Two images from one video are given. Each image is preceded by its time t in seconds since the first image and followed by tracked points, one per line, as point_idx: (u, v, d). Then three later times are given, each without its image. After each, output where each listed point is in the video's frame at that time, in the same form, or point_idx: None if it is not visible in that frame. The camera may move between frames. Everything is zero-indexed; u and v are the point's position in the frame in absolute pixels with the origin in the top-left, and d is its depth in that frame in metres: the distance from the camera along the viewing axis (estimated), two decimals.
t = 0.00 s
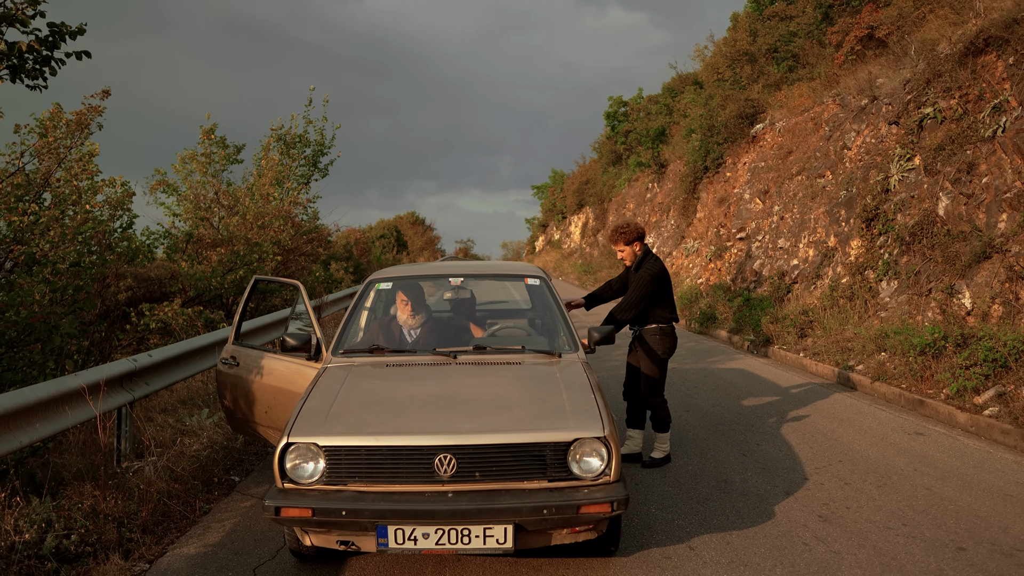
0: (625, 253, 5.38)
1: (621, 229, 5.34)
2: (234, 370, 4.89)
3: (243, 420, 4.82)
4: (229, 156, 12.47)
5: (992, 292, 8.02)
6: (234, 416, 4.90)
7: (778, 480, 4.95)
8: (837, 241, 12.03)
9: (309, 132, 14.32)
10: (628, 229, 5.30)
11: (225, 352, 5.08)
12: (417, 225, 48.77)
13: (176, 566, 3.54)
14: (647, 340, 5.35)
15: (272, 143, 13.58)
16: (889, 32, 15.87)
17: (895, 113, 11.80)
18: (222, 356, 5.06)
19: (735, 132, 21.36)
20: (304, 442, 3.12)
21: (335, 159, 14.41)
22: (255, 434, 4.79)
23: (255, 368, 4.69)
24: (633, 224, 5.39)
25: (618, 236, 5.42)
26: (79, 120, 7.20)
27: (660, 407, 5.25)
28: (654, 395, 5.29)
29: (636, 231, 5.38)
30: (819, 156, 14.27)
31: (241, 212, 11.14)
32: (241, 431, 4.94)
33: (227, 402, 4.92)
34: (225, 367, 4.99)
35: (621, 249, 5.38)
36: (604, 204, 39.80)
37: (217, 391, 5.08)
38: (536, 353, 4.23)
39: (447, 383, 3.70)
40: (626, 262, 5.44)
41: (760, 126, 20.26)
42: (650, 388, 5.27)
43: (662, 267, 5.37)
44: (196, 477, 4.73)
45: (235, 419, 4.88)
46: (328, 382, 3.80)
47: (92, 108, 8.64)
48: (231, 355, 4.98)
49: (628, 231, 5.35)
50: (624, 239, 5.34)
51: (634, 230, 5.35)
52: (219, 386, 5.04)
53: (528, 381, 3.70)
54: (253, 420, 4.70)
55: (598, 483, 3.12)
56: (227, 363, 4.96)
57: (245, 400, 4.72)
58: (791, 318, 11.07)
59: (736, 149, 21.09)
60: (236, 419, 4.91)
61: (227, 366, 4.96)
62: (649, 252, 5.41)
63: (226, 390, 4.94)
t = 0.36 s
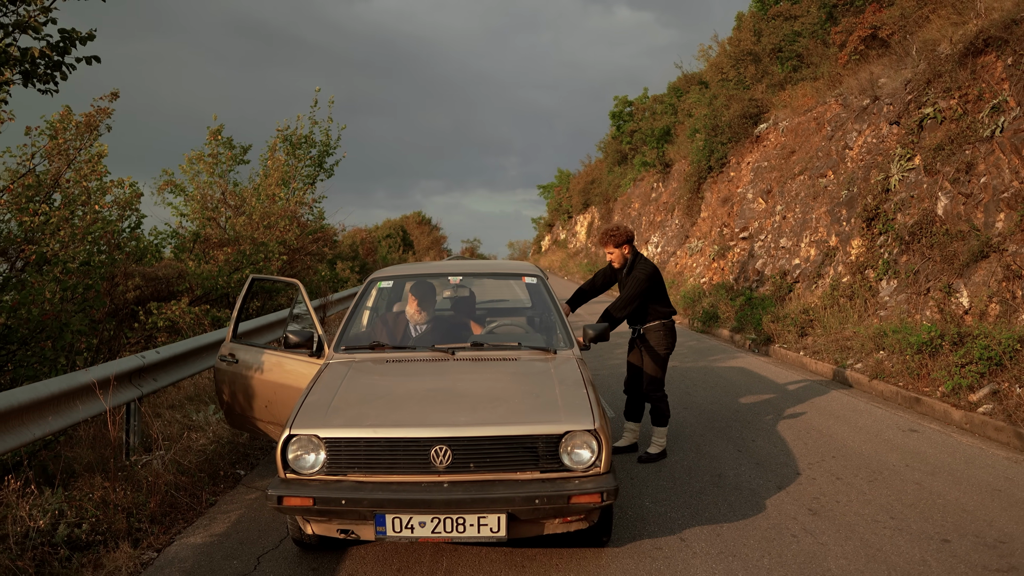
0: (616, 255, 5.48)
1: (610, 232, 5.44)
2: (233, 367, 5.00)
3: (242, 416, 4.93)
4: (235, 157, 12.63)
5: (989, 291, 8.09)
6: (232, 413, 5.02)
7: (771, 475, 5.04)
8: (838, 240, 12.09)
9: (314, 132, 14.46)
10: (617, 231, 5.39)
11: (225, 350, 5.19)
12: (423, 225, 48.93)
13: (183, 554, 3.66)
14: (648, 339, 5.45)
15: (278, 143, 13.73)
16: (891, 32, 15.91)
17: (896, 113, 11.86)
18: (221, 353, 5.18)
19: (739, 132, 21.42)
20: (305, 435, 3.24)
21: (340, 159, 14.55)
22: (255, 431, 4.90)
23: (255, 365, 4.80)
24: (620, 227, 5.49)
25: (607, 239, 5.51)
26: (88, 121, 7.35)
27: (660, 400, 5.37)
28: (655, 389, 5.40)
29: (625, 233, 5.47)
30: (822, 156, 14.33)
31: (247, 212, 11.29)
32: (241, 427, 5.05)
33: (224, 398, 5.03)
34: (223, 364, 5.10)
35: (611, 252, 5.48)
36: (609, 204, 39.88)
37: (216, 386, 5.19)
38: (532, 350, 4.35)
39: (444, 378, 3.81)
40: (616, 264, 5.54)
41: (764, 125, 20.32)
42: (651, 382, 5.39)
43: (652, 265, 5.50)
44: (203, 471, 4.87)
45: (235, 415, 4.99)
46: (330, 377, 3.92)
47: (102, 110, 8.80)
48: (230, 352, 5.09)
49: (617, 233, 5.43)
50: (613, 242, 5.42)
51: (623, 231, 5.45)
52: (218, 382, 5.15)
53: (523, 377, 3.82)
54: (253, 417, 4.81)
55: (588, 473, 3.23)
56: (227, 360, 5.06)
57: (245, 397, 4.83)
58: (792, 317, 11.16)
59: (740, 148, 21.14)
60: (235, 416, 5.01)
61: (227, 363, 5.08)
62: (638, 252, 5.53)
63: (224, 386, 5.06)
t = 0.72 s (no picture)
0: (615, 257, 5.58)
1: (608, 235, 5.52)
2: (228, 368, 5.10)
3: (241, 416, 5.05)
4: (243, 159, 12.81)
5: (987, 292, 8.15)
6: (227, 408, 5.13)
7: (763, 473, 5.15)
8: (840, 242, 12.16)
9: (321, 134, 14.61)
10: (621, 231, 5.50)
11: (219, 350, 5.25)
12: (431, 225, 49.12)
13: (190, 547, 3.80)
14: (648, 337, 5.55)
15: (286, 146, 13.90)
16: (895, 33, 15.96)
17: (898, 115, 11.94)
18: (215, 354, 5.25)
19: (743, 133, 21.48)
20: (307, 431, 3.38)
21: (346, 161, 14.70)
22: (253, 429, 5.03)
23: (253, 363, 4.91)
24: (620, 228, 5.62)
25: (607, 240, 5.59)
26: (99, 125, 7.51)
27: (654, 398, 5.47)
28: (651, 387, 5.50)
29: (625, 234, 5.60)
30: (824, 158, 14.40)
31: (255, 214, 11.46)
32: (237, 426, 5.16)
33: (219, 394, 5.15)
34: (218, 365, 5.18)
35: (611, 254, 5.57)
36: (616, 204, 39.96)
37: (211, 383, 5.30)
38: (528, 350, 4.47)
39: (442, 378, 3.93)
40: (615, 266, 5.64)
41: (769, 127, 20.39)
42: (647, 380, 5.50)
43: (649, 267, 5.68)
44: (209, 467, 5.01)
45: (232, 414, 5.10)
46: (332, 376, 4.05)
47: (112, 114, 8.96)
48: (228, 354, 5.17)
49: (617, 234, 5.54)
50: (615, 242, 5.52)
51: (622, 233, 5.56)
52: (212, 381, 5.24)
53: (518, 376, 3.94)
54: (252, 415, 4.94)
55: (579, 469, 3.35)
56: (224, 361, 5.14)
57: (244, 396, 4.97)
58: (793, 318, 11.24)
59: (745, 149, 21.21)
60: (231, 415, 5.13)
61: (221, 363, 5.16)
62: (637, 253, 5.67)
63: (219, 384, 5.16)
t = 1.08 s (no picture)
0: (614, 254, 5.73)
1: (608, 232, 5.65)
2: (221, 367, 5.14)
3: (230, 414, 5.10)
4: (250, 162, 13.01)
5: (981, 293, 8.26)
6: (214, 403, 5.18)
7: (753, 468, 5.29)
8: (839, 242, 12.26)
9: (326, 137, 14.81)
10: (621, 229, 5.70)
11: (209, 350, 5.25)
12: (437, 227, 49.34)
13: (198, 537, 3.97)
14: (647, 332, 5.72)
15: (292, 149, 14.11)
16: (895, 35, 16.04)
17: (896, 117, 12.06)
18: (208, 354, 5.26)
19: (746, 134, 21.58)
20: (309, 425, 3.55)
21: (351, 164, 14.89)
22: (244, 429, 5.09)
23: (250, 360, 5.00)
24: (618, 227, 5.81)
25: (604, 237, 5.73)
26: (109, 130, 7.70)
27: (647, 396, 5.63)
28: (642, 386, 5.68)
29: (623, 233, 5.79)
30: (824, 160, 14.51)
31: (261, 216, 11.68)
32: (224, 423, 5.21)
33: (206, 387, 5.19)
34: (209, 366, 5.20)
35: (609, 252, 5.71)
36: (620, 206, 40.08)
37: (200, 377, 5.35)
38: (522, 348, 4.64)
39: (437, 375, 4.11)
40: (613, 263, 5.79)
41: (771, 128, 20.50)
42: (639, 378, 5.69)
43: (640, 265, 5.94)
44: (217, 461, 5.19)
45: (221, 411, 5.16)
46: (333, 373, 4.23)
47: (121, 119, 9.16)
48: (221, 354, 5.19)
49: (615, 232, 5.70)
50: (614, 239, 5.68)
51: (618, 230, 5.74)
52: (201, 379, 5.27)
53: (511, 373, 4.11)
54: (242, 410, 5.02)
55: (567, 461, 3.51)
56: (216, 362, 5.17)
57: (235, 389, 5.04)
58: (792, 318, 11.37)
59: (747, 151, 21.32)
60: (217, 411, 5.18)
61: (213, 363, 5.20)
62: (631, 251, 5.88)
63: (207, 381, 5.21)
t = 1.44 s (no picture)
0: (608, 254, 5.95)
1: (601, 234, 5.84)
2: (211, 368, 5.12)
3: (218, 412, 5.12)
4: (256, 164, 13.22)
5: (974, 293, 8.39)
6: (197, 401, 5.17)
7: (743, 464, 5.44)
8: (837, 243, 12.38)
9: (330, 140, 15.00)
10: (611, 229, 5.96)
11: (197, 352, 5.22)
12: (442, 227, 49.56)
13: (205, 527, 4.15)
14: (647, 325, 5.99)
15: (297, 151, 14.31)
16: (895, 37, 16.14)
17: (894, 119, 12.19)
18: (196, 355, 5.22)
19: (748, 135, 21.68)
20: (312, 419, 3.73)
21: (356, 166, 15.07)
22: (238, 427, 5.14)
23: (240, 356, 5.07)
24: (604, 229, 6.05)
25: (596, 238, 5.91)
26: (118, 134, 7.90)
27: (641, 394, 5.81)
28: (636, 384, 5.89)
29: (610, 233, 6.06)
30: (824, 161, 14.63)
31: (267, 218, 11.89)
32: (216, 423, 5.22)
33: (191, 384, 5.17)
34: (200, 366, 5.17)
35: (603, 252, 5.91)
36: (625, 206, 40.18)
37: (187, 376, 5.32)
38: (517, 347, 4.81)
39: (435, 372, 4.28)
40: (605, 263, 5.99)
41: (773, 129, 20.62)
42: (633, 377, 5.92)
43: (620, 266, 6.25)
44: (224, 456, 5.37)
45: (201, 408, 5.17)
46: (335, 371, 4.41)
47: (130, 123, 9.36)
48: (210, 356, 5.16)
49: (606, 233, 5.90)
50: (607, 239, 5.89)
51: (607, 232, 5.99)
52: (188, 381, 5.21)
53: (507, 370, 4.28)
54: (229, 406, 5.06)
55: (558, 454, 3.68)
56: (205, 363, 5.15)
57: (220, 382, 5.09)
58: (790, 318, 11.50)
59: (749, 152, 21.44)
60: (204, 410, 5.18)
61: (202, 364, 5.17)
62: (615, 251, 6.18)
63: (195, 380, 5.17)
